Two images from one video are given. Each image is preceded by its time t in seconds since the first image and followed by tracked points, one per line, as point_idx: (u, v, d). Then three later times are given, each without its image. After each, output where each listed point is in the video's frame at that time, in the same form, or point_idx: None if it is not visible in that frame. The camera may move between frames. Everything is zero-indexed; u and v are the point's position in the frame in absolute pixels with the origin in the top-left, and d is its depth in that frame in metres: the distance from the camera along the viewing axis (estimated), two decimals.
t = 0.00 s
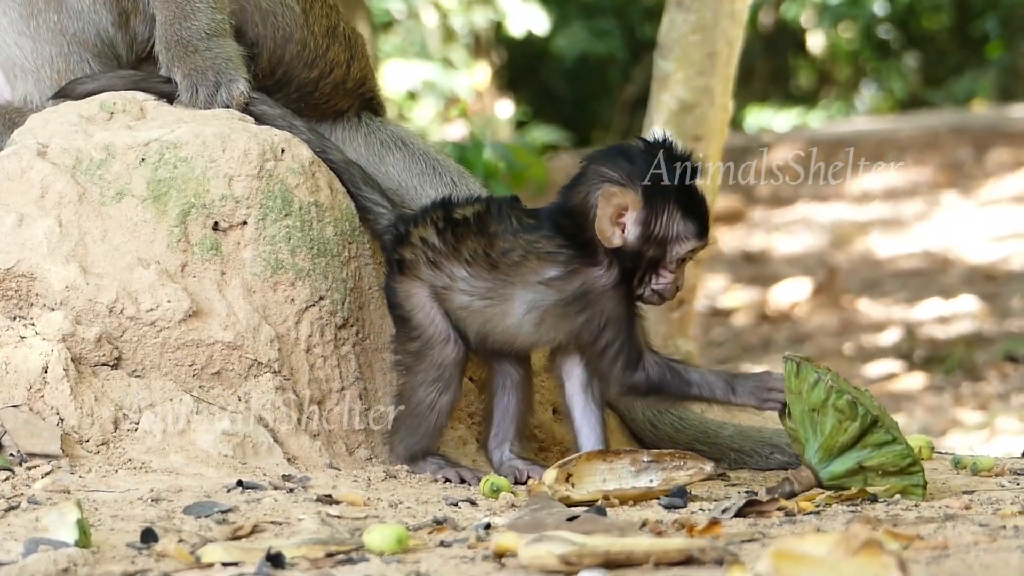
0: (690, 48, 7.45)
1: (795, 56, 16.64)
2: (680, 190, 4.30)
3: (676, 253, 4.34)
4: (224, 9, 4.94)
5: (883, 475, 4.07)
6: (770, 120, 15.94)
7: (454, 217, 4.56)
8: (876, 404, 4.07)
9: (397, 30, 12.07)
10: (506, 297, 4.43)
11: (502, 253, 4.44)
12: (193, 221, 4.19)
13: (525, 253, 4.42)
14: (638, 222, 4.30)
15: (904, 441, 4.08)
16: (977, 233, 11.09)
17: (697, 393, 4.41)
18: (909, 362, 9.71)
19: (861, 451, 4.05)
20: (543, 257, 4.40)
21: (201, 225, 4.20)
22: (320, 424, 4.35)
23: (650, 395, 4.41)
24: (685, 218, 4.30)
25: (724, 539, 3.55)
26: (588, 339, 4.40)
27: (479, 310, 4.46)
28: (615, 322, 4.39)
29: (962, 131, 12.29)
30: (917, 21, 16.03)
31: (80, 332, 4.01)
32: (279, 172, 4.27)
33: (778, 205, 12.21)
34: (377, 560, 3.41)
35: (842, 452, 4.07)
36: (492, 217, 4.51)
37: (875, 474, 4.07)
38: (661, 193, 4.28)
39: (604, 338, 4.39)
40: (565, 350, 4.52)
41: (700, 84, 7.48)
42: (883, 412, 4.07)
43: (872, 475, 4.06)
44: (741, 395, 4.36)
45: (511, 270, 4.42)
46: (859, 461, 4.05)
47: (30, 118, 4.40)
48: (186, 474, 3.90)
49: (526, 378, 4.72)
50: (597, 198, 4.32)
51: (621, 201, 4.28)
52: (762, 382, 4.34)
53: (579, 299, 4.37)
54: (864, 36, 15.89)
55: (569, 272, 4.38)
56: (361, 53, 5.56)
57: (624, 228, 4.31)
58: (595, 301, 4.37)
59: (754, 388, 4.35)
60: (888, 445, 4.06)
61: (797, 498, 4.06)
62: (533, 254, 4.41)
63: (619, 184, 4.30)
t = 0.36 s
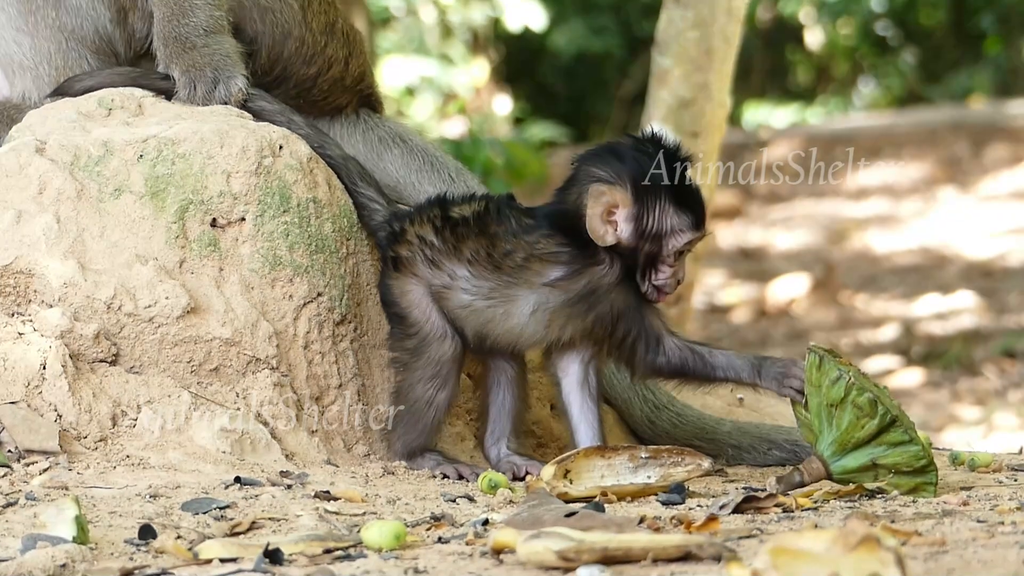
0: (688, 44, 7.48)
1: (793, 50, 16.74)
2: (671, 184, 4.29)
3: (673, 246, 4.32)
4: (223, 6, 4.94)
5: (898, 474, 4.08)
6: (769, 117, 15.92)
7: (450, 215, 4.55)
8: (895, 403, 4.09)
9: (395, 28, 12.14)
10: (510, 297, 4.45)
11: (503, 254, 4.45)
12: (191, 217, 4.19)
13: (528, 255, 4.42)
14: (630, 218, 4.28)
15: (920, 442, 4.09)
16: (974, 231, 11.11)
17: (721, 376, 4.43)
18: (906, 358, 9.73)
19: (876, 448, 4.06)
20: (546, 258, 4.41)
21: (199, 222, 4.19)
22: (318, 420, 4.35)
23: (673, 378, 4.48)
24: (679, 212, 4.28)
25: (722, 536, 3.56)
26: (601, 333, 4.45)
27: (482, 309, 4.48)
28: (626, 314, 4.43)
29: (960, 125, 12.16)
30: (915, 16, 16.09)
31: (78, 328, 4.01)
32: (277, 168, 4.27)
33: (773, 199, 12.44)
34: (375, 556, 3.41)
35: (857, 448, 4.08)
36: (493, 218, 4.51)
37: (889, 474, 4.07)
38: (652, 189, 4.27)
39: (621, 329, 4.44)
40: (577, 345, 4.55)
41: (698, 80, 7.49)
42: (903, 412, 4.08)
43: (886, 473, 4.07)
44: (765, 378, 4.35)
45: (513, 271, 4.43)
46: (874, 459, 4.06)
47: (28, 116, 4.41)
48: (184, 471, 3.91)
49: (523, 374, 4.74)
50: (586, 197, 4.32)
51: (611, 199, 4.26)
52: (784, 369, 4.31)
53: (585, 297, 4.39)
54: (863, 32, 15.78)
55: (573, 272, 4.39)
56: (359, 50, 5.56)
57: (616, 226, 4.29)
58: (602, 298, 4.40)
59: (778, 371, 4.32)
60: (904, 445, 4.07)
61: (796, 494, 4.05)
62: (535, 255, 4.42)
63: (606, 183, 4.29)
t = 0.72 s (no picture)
0: (688, 40, 7.48)
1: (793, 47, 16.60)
2: (675, 176, 4.31)
3: (680, 238, 4.35)
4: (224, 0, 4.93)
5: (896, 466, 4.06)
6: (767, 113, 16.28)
7: (454, 212, 4.56)
8: (892, 394, 4.08)
9: (395, 23, 12.13)
10: (515, 294, 4.47)
11: (508, 251, 4.47)
12: (192, 211, 4.19)
13: (532, 252, 4.45)
14: (637, 214, 4.29)
15: (915, 432, 4.05)
16: (975, 226, 11.13)
17: (730, 376, 4.55)
18: (905, 354, 9.60)
19: (874, 439, 4.06)
20: (551, 256, 4.43)
21: (199, 216, 4.19)
22: (318, 414, 4.35)
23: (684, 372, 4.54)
24: (684, 203, 4.31)
25: (722, 530, 3.58)
26: (610, 330, 4.48)
27: (487, 305, 4.50)
28: (634, 311, 4.47)
29: (958, 123, 12.41)
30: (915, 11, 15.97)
31: (78, 323, 4.01)
32: (277, 163, 4.27)
33: (773, 195, 12.48)
34: (376, 551, 3.42)
35: (858, 440, 4.10)
36: (496, 216, 4.52)
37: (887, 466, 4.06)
38: (656, 182, 4.28)
39: (630, 325, 4.47)
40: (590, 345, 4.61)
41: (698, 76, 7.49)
42: (896, 402, 4.08)
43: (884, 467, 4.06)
44: (779, 384, 4.53)
45: (518, 268, 4.45)
46: (869, 451, 4.06)
47: (28, 110, 4.40)
48: (184, 465, 3.90)
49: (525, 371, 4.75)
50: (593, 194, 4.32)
51: (617, 195, 4.28)
52: (802, 374, 4.52)
53: (591, 296, 4.42)
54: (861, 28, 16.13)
55: (578, 269, 4.42)
56: (360, 44, 5.56)
57: (624, 221, 4.31)
58: (607, 297, 4.42)
59: (793, 377, 4.52)
60: (899, 435, 4.04)
61: (795, 491, 4.13)
62: (540, 253, 4.44)
63: (611, 180, 4.29)
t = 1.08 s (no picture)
0: (688, 33, 7.61)
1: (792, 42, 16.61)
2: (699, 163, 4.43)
3: (707, 224, 4.46)
4: None
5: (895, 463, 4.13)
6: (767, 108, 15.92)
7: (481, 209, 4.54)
8: (886, 392, 4.16)
9: (395, 18, 12.03)
10: (549, 281, 4.49)
11: (539, 240, 4.47)
12: (192, 206, 4.19)
13: (565, 239, 4.46)
14: (665, 201, 4.39)
15: (908, 426, 4.09)
16: (975, 223, 11.08)
17: (763, 364, 4.51)
18: (906, 350, 9.59)
19: (874, 438, 4.14)
20: (585, 242, 4.45)
21: (199, 210, 4.20)
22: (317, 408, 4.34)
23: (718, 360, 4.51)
24: (711, 190, 4.43)
25: (721, 525, 3.59)
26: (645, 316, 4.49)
27: (518, 295, 4.51)
28: (670, 295, 4.47)
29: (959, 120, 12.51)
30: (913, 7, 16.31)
31: (78, 317, 4.01)
32: (277, 157, 4.27)
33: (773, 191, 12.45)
34: (375, 545, 3.42)
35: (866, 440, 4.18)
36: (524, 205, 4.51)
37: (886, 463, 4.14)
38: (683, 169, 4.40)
39: (665, 309, 4.47)
40: (621, 325, 4.58)
41: (698, 71, 7.61)
42: (888, 398, 4.15)
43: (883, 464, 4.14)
44: (809, 376, 4.47)
45: (551, 256, 4.46)
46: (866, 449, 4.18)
47: (28, 104, 4.40)
48: (183, 459, 3.90)
49: (533, 373, 4.82)
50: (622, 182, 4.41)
51: (645, 182, 4.38)
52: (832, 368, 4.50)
53: (626, 279, 4.44)
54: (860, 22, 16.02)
55: (614, 254, 4.45)
56: (361, 39, 5.56)
57: (653, 209, 4.40)
58: (644, 280, 4.44)
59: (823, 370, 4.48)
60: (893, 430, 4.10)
61: (795, 485, 4.14)
62: (573, 240, 4.46)
63: (638, 168, 4.41)
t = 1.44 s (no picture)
0: (688, 32, 7.62)
1: (793, 38, 16.89)
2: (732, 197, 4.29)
3: (746, 256, 4.27)
4: None
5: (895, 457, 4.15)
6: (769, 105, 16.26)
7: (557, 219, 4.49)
8: (889, 383, 4.15)
9: (395, 16, 11.99)
10: (588, 307, 4.42)
11: (587, 263, 4.44)
12: (192, 201, 4.18)
13: (605, 268, 4.42)
14: (696, 237, 4.24)
15: (910, 419, 4.08)
16: (975, 218, 11.06)
17: (772, 402, 4.37)
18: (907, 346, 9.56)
19: (882, 429, 4.15)
20: (620, 273, 4.40)
21: (199, 207, 4.18)
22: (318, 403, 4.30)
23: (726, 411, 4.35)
24: (745, 221, 4.26)
25: (721, 521, 3.61)
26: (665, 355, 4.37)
27: (564, 314, 4.44)
28: (691, 338, 4.34)
29: (959, 115, 12.55)
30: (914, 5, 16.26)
31: (78, 313, 4.01)
32: (277, 153, 4.24)
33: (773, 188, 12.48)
34: (375, 541, 3.42)
35: (875, 431, 4.19)
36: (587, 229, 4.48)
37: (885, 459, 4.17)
38: (711, 205, 4.25)
39: (681, 352, 4.34)
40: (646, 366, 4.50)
41: (698, 68, 7.69)
42: (892, 390, 4.13)
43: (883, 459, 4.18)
44: (817, 398, 4.39)
45: (592, 281, 4.42)
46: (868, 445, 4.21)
47: (29, 100, 4.41)
48: (183, 456, 3.91)
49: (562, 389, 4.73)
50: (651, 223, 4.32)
51: (674, 222, 4.26)
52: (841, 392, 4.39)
53: (654, 314, 4.35)
54: (862, 19, 16.21)
55: (647, 287, 4.37)
56: (362, 36, 5.64)
57: (684, 247, 4.26)
58: (671, 317, 4.33)
59: (834, 396, 4.37)
60: (896, 422, 4.10)
61: (796, 480, 4.14)
62: (612, 269, 4.41)
63: (668, 207, 4.29)
